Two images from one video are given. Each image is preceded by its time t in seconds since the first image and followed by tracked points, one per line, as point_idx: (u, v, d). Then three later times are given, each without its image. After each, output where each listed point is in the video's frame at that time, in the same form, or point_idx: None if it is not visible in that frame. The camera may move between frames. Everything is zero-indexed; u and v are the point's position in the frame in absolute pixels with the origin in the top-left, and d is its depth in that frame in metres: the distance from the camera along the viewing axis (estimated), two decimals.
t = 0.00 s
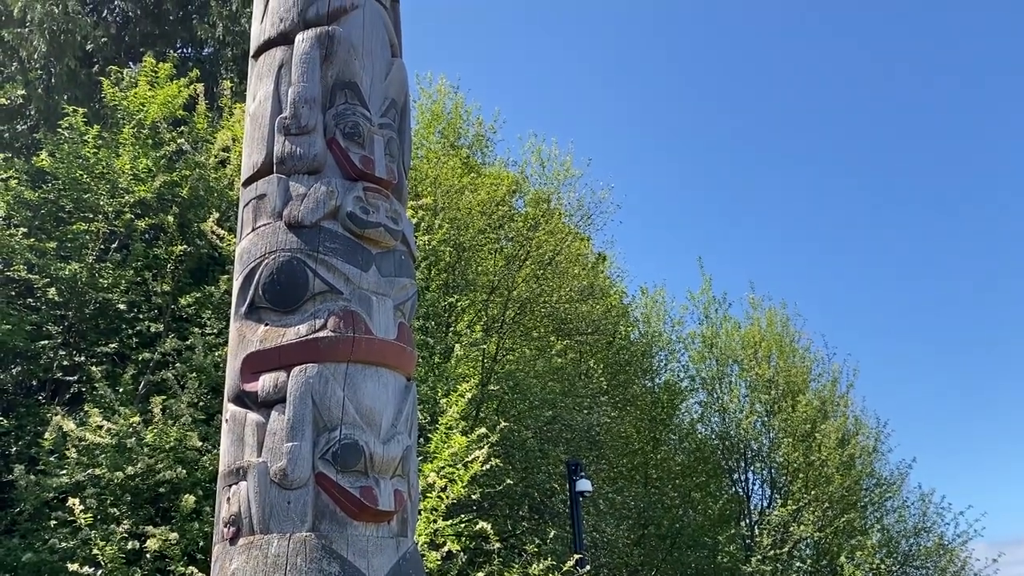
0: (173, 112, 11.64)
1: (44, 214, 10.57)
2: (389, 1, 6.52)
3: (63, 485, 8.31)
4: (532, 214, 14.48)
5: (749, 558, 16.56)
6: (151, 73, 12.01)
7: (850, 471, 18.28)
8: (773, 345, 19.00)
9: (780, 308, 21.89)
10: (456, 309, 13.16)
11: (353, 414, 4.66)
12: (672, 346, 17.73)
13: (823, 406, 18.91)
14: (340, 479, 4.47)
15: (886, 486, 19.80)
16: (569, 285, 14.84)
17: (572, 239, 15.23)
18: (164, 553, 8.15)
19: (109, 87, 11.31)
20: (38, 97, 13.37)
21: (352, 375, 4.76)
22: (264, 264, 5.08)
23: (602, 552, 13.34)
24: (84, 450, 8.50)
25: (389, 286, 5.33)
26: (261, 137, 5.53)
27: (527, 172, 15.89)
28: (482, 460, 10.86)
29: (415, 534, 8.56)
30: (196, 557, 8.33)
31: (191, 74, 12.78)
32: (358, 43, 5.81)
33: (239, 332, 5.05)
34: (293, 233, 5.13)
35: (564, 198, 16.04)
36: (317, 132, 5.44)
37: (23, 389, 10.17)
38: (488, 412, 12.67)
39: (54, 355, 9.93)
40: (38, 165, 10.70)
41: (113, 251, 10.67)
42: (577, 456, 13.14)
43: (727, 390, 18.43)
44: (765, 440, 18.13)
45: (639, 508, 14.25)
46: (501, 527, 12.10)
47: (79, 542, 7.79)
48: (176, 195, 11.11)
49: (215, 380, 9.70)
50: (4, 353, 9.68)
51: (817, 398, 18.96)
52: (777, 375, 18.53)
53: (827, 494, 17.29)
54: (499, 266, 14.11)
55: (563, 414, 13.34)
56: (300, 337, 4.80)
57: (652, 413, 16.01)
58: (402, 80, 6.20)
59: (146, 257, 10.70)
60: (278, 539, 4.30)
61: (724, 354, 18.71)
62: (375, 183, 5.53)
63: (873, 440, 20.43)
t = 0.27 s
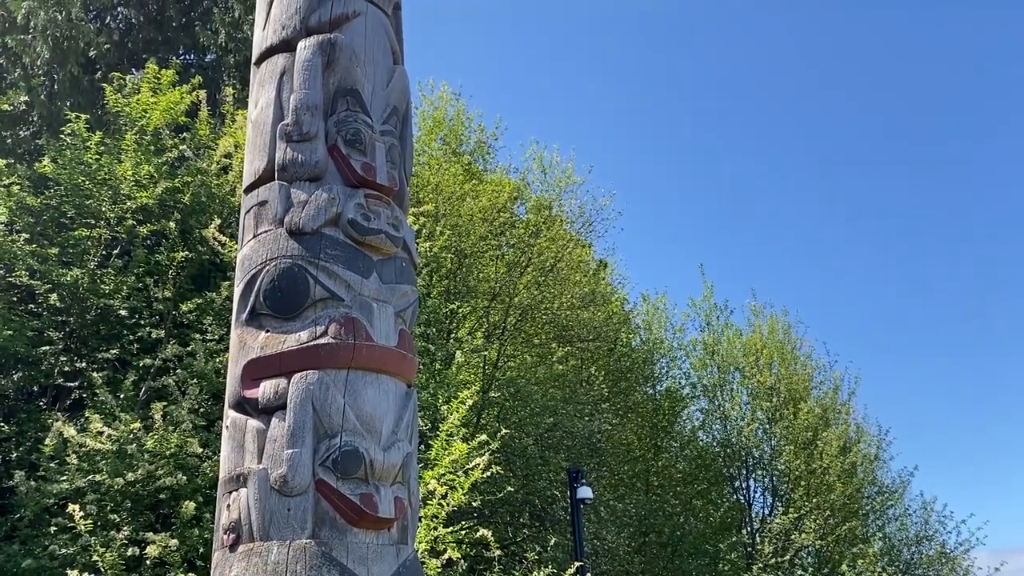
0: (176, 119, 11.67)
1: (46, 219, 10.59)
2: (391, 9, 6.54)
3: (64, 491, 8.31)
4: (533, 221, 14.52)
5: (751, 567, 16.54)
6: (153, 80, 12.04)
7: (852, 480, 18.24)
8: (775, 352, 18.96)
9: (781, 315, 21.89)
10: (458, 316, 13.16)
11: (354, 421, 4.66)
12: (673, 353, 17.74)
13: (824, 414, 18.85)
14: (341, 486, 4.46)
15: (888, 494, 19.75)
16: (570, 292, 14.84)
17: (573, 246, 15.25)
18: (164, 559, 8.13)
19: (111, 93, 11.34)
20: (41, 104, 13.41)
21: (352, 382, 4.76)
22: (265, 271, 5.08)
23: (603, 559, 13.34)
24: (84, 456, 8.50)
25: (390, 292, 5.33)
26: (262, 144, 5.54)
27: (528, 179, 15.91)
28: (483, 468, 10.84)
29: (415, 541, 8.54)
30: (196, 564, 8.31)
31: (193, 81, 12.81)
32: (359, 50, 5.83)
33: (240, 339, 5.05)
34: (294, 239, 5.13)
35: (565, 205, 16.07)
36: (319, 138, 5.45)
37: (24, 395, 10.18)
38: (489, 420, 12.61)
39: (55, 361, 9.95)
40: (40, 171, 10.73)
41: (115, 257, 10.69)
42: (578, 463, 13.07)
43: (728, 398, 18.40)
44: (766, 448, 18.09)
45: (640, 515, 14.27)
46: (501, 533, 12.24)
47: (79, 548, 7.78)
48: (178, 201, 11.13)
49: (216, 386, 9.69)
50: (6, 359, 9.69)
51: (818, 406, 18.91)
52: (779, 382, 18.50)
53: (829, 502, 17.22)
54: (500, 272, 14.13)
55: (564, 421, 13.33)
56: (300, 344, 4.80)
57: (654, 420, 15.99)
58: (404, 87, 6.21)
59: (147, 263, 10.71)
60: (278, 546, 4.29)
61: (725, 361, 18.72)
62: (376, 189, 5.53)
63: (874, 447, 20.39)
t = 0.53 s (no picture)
0: (178, 122, 11.70)
1: (48, 221, 10.61)
2: (394, 13, 6.55)
3: (63, 493, 8.31)
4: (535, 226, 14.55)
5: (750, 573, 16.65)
6: (156, 83, 12.07)
7: (852, 487, 18.20)
8: (776, 358, 18.88)
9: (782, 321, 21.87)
10: (459, 320, 13.16)
11: (353, 424, 4.66)
12: (673, 359, 17.70)
13: (825, 421, 18.80)
14: (340, 489, 4.46)
15: (888, 501, 19.71)
16: (571, 297, 14.83)
17: (574, 251, 15.26)
18: (163, 562, 8.14)
19: (114, 96, 11.37)
20: (44, 106, 13.45)
21: (352, 385, 4.76)
22: (266, 273, 5.09)
23: (602, 566, 13.16)
24: (84, 458, 8.51)
25: (390, 296, 5.33)
26: (264, 147, 5.56)
27: (529, 184, 15.92)
28: (482, 472, 10.83)
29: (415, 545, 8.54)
30: (194, 567, 8.32)
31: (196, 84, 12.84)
32: (361, 54, 5.85)
33: (240, 341, 5.06)
34: (295, 242, 5.14)
35: (567, 210, 16.09)
36: (320, 142, 5.47)
37: (25, 396, 10.19)
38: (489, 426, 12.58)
39: (56, 363, 9.96)
40: (42, 173, 10.75)
41: (116, 260, 10.71)
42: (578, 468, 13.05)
43: (728, 404, 18.36)
44: (767, 454, 17.99)
45: (640, 521, 14.23)
46: (500, 538, 12.17)
47: (77, 550, 7.79)
48: (179, 204, 11.16)
49: (216, 389, 9.70)
50: (6, 360, 9.71)
51: (819, 412, 18.86)
52: (779, 388, 18.47)
53: (829, 509, 17.30)
54: (501, 277, 14.14)
55: (564, 426, 13.32)
56: (300, 347, 4.80)
57: (654, 426, 15.97)
58: (406, 91, 6.22)
59: (149, 265, 10.73)
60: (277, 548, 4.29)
61: (726, 367, 18.67)
62: (377, 193, 5.54)
63: (874, 454, 20.36)
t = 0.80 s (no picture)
0: (178, 125, 11.71)
1: (47, 223, 10.61)
2: (394, 18, 6.55)
3: (57, 495, 8.29)
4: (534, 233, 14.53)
5: None
6: (157, 86, 12.08)
7: (850, 497, 18.15)
8: (774, 368, 18.92)
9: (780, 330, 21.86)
10: (457, 326, 13.15)
11: (348, 429, 4.64)
12: (671, 367, 17.69)
13: (823, 431, 18.78)
14: (334, 495, 4.43)
15: (886, 512, 19.67)
16: (570, 304, 14.82)
17: (574, 258, 15.25)
18: (156, 566, 8.11)
19: (114, 99, 11.38)
20: (44, 108, 13.47)
21: (348, 390, 4.74)
22: (262, 277, 5.08)
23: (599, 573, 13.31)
24: (78, 461, 8.48)
25: (387, 301, 5.32)
26: (262, 150, 5.55)
27: (529, 191, 15.92)
28: (478, 479, 10.81)
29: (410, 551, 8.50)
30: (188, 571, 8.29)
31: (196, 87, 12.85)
32: (361, 59, 5.84)
33: (236, 345, 5.04)
34: (292, 246, 5.13)
35: (566, 217, 16.10)
36: (319, 146, 5.46)
37: (20, 398, 10.17)
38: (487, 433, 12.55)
39: (53, 365, 9.94)
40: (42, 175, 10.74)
41: (115, 262, 10.71)
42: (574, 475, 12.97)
43: (726, 413, 18.32)
44: (764, 463, 18.03)
45: (638, 529, 14.09)
46: (496, 546, 12.34)
47: (71, 553, 7.76)
48: (178, 207, 11.16)
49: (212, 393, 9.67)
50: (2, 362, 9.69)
51: (817, 422, 18.84)
52: (777, 398, 18.46)
53: (827, 519, 17.21)
54: (500, 283, 14.11)
55: (562, 434, 13.29)
56: (296, 351, 4.78)
57: (651, 434, 15.97)
58: (405, 96, 6.22)
59: (147, 268, 10.71)
60: (269, 553, 4.27)
61: (724, 376, 18.63)
62: (375, 198, 5.53)
63: (872, 465, 20.33)
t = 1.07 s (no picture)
0: (178, 133, 11.71)
1: (44, 229, 10.59)
2: (394, 28, 6.55)
3: (49, 503, 8.24)
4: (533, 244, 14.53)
5: None
6: (157, 93, 12.09)
7: (847, 514, 18.22)
8: (771, 383, 18.89)
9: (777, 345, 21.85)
10: (455, 337, 13.10)
11: (341, 439, 4.61)
12: (669, 381, 17.66)
13: (820, 446, 18.76)
14: (326, 505, 4.40)
15: (882, 528, 19.63)
16: (569, 316, 14.80)
17: (572, 270, 15.23)
18: None
19: (114, 106, 11.38)
20: (44, 114, 13.48)
21: (341, 400, 4.71)
22: (258, 285, 5.06)
23: None
24: (71, 468, 8.44)
25: (383, 310, 5.29)
26: (260, 158, 5.54)
27: (529, 203, 15.93)
28: (473, 491, 10.77)
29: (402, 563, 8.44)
30: None
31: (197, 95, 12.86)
32: (360, 68, 5.84)
33: (230, 353, 5.02)
34: (288, 254, 5.11)
35: (565, 229, 16.11)
36: (317, 155, 5.45)
37: (14, 405, 10.13)
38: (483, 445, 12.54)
39: (47, 372, 9.90)
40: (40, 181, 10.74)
41: (112, 269, 10.69)
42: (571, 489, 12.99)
43: (724, 427, 18.26)
44: (761, 478, 17.89)
45: (633, 543, 14.18)
46: (492, 559, 12.25)
47: (61, 561, 7.72)
48: (176, 215, 11.15)
49: (207, 401, 9.63)
50: None
51: (814, 437, 18.82)
52: (774, 413, 18.42)
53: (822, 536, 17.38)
54: (498, 294, 14.07)
55: (559, 446, 13.24)
56: (290, 360, 4.76)
57: (649, 447, 15.91)
58: (404, 106, 6.21)
59: (144, 275, 10.69)
60: (260, 564, 4.23)
61: (721, 390, 18.50)
62: (373, 207, 5.52)
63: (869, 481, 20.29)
